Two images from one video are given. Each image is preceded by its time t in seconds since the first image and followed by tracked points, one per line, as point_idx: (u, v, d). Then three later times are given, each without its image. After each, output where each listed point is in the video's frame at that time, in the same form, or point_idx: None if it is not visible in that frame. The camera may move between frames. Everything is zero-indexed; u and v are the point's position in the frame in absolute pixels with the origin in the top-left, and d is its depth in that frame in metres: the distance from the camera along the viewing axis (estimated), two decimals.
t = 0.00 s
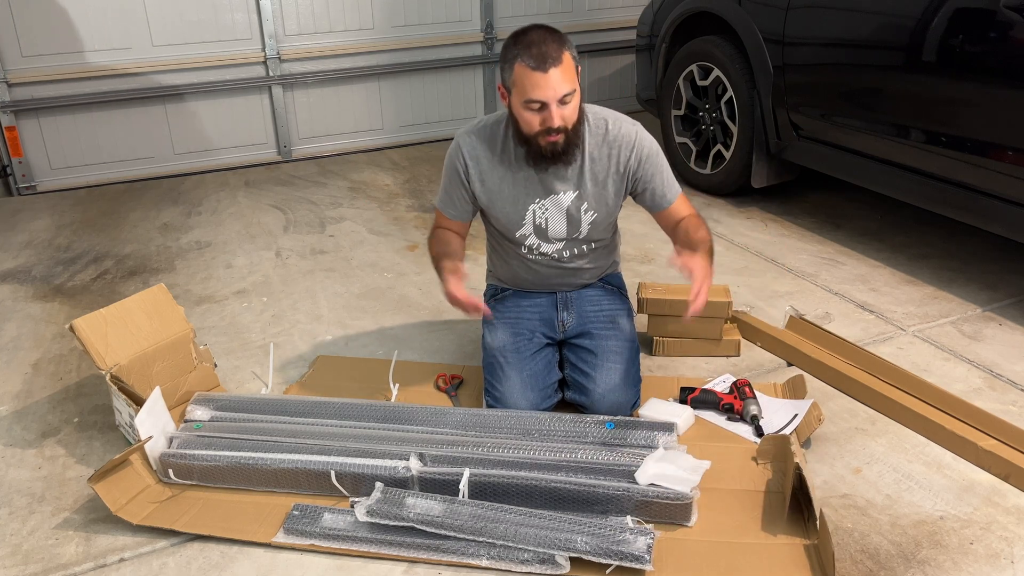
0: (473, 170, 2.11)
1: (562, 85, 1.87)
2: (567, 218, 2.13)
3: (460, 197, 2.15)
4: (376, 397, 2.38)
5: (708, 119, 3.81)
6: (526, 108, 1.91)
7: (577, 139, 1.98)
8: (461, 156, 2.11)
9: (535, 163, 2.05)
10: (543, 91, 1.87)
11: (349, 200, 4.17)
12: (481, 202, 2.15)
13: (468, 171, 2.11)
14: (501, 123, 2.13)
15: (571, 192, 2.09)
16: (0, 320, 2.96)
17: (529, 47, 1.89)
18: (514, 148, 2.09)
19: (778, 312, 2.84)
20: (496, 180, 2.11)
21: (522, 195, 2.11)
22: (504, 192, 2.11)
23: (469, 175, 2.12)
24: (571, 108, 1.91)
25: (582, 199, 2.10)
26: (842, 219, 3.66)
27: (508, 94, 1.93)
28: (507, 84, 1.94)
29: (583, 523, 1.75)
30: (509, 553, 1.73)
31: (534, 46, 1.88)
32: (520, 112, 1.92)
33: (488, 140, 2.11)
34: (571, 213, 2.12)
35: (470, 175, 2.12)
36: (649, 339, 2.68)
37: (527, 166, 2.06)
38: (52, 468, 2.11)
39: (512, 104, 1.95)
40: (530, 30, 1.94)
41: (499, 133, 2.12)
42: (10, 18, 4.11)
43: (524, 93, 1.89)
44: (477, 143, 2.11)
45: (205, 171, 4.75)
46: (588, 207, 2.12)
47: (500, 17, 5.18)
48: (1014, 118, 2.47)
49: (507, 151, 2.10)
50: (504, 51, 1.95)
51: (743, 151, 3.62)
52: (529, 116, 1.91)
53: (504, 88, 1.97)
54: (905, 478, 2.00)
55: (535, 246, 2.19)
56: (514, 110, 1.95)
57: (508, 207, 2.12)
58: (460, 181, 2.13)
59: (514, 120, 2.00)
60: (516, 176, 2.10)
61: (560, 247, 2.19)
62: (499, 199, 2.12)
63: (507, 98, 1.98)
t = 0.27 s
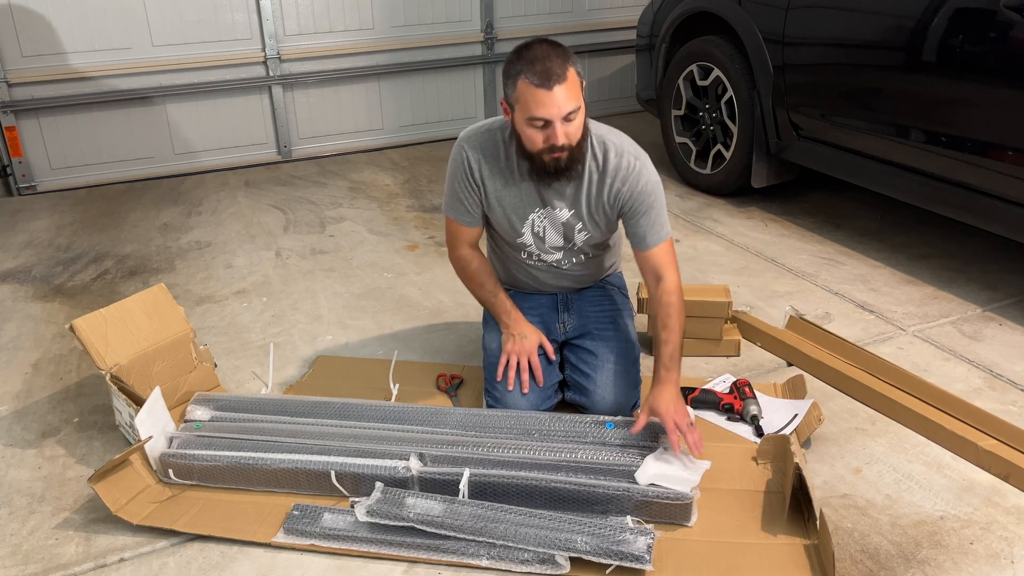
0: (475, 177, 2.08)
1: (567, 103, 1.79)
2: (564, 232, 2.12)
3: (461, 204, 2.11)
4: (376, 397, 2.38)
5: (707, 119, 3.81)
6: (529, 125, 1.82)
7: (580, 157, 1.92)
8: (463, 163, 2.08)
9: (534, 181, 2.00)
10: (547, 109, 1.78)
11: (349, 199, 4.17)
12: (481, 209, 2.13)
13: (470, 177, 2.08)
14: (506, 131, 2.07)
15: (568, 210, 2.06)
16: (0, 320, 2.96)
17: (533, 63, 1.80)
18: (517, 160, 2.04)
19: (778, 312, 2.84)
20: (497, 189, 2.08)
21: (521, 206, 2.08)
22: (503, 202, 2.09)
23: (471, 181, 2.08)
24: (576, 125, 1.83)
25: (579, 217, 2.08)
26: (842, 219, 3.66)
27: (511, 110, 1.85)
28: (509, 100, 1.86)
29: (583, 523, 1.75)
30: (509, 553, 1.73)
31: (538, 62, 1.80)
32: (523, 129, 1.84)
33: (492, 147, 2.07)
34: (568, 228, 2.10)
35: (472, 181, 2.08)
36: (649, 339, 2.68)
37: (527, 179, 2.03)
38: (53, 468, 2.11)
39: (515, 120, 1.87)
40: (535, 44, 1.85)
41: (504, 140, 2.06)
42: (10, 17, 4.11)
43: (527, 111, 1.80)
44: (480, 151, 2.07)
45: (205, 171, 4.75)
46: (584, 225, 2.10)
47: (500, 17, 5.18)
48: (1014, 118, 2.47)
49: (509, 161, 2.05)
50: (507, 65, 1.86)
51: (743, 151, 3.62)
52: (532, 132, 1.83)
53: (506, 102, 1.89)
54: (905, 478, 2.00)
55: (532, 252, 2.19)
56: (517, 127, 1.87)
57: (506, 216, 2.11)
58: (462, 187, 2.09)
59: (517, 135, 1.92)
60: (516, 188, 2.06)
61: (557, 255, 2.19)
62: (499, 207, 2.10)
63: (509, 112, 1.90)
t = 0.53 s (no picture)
0: (477, 180, 2.07)
1: (575, 117, 1.78)
2: (564, 239, 2.12)
3: (462, 207, 2.11)
4: (376, 397, 2.38)
5: (708, 119, 3.81)
6: (537, 138, 1.82)
7: (585, 169, 1.92)
8: (466, 166, 2.08)
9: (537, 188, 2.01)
10: (556, 123, 1.78)
11: (349, 200, 4.17)
12: (483, 212, 2.13)
13: (473, 180, 2.08)
14: (510, 135, 2.07)
15: (569, 218, 2.07)
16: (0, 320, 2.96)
17: (542, 76, 1.80)
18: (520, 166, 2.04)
19: (778, 312, 2.84)
20: (499, 194, 2.08)
21: (523, 211, 2.09)
22: (505, 206, 2.09)
23: (473, 185, 2.08)
24: (583, 138, 1.83)
25: (580, 225, 2.08)
26: (842, 219, 3.66)
27: (518, 122, 1.84)
28: (516, 111, 1.85)
29: (583, 523, 1.75)
30: (509, 553, 1.73)
31: (547, 75, 1.79)
32: (531, 141, 1.84)
33: (496, 151, 2.07)
34: (569, 235, 2.11)
35: (475, 184, 2.08)
36: (649, 339, 2.68)
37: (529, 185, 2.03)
38: (53, 468, 2.11)
39: (522, 131, 1.87)
40: (544, 56, 1.85)
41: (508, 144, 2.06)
42: (10, 17, 4.10)
43: (535, 124, 1.80)
44: (483, 154, 2.07)
45: (205, 171, 4.75)
46: (585, 233, 2.10)
47: (500, 17, 5.17)
48: (1014, 118, 2.46)
49: (512, 167, 2.05)
50: (515, 75, 1.86)
51: (743, 151, 3.62)
52: (540, 145, 1.83)
53: (513, 113, 1.88)
54: (905, 478, 2.00)
55: (533, 257, 2.19)
56: (524, 138, 1.87)
57: (508, 221, 2.12)
58: (464, 191, 2.09)
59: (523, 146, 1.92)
60: (518, 193, 2.06)
61: (558, 260, 2.19)
62: (500, 211, 2.10)
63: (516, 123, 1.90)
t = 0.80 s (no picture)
0: (480, 176, 2.07)
1: (582, 107, 1.81)
2: (568, 233, 2.12)
3: (466, 205, 2.10)
4: (376, 397, 2.38)
5: (708, 119, 3.81)
6: (545, 131, 1.84)
7: (592, 159, 1.93)
8: (468, 162, 2.07)
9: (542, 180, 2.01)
10: (565, 114, 1.80)
11: (349, 200, 4.17)
12: (486, 209, 2.12)
13: (476, 176, 2.07)
14: (512, 131, 2.07)
15: (574, 211, 2.07)
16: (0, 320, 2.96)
17: (547, 68, 1.82)
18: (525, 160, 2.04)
19: (778, 312, 2.84)
20: (502, 189, 2.07)
21: (527, 206, 2.08)
22: (509, 202, 2.08)
23: (476, 181, 2.08)
24: (590, 128, 1.86)
25: (584, 218, 2.09)
26: (842, 219, 3.66)
27: (525, 115, 1.86)
28: (522, 105, 1.87)
29: (583, 523, 1.75)
30: (509, 553, 1.73)
31: (552, 67, 1.81)
32: (540, 134, 1.86)
33: (498, 146, 2.07)
34: (573, 229, 2.11)
35: (478, 180, 2.08)
36: (649, 339, 2.68)
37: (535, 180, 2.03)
38: (53, 468, 2.11)
39: (529, 124, 1.88)
40: (548, 48, 1.87)
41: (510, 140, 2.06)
42: (10, 17, 4.10)
43: (543, 116, 1.82)
44: (486, 150, 2.07)
45: (205, 171, 4.75)
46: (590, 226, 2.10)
47: (501, 17, 5.17)
48: (1014, 118, 2.46)
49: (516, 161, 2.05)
50: (519, 70, 1.87)
51: (743, 151, 3.62)
52: (548, 138, 1.85)
53: (519, 107, 1.90)
54: (905, 478, 2.00)
55: (537, 253, 2.18)
56: (531, 131, 1.89)
57: (512, 216, 2.11)
58: (467, 187, 2.09)
59: (529, 138, 1.93)
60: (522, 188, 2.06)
61: (561, 256, 2.19)
62: (504, 207, 2.10)
63: (522, 118, 1.92)
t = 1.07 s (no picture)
0: (482, 169, 2.07)
1: (576, 85, 1.85)
2: (571, 225, 2.12)
3: (468, 198, 2.10)
4: (376, 397, 2.38)
5: (707, 119, 3.81)
6: (536, 100, 1.88)
7: (583, 147, 1.95)
8: (471, 156, 2.07)
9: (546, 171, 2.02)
10: (558, 85, 1.84)
11: (349, 200, 4.17)
12: (488, 203, 2.12)
13: (478, 170, 2.07)
14: (514, 125, 2.08)
15: (577, 202, 2.08)
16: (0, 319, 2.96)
17: (552, 41, 1.87)
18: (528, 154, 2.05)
19: (778, 312, 2.84)
20: (504, 182, 2.08)
21: (529, 198, 2.08)
22: (512, 195, 2.08)
23: (479, 175, 2.08)
24: (582, 111, 1.88)
25: (587, 209, 2.09)
26: (842, 219, 3.66)
27: (522, 84, 1.90)
28: (523, 74, 1.91)
29: (583, 523, 1.75)
30: (509, 553, 1.73)
31: (558, 42, 1.86)
32: (531, 103, 1.89)
33: (500, 140, 2.07)
34: (575, 221, 2.11)
35: (480, 175, 2.08)
36: (649, 339, 2.68)
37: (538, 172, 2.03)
38: (53, 468, 2.11)
39: (524, 95, 1.92)
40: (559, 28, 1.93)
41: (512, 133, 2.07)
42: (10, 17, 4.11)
43: (537, 84, 1.86)
44: (489, 143, 2.07)
45: (205, 171, 4.75)
46: (593, 218, 2.11)
47: (501, 17, 5.18)
48: (1014, 118, 2.47)
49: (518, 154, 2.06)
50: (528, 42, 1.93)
51: (743, 151, 3.62)
52: (538, 110, 1.89)
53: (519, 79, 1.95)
54: (905, 478, 2.00)
55: (538, 248, 2.18)
56: (524, 102, 1.93)
57: (515, 210, 2.11)
58: (469, 182, 2.09)
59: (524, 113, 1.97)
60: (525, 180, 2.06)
61: (563, 251, 2.18)
62: (506, 201, 2.10)
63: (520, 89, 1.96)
